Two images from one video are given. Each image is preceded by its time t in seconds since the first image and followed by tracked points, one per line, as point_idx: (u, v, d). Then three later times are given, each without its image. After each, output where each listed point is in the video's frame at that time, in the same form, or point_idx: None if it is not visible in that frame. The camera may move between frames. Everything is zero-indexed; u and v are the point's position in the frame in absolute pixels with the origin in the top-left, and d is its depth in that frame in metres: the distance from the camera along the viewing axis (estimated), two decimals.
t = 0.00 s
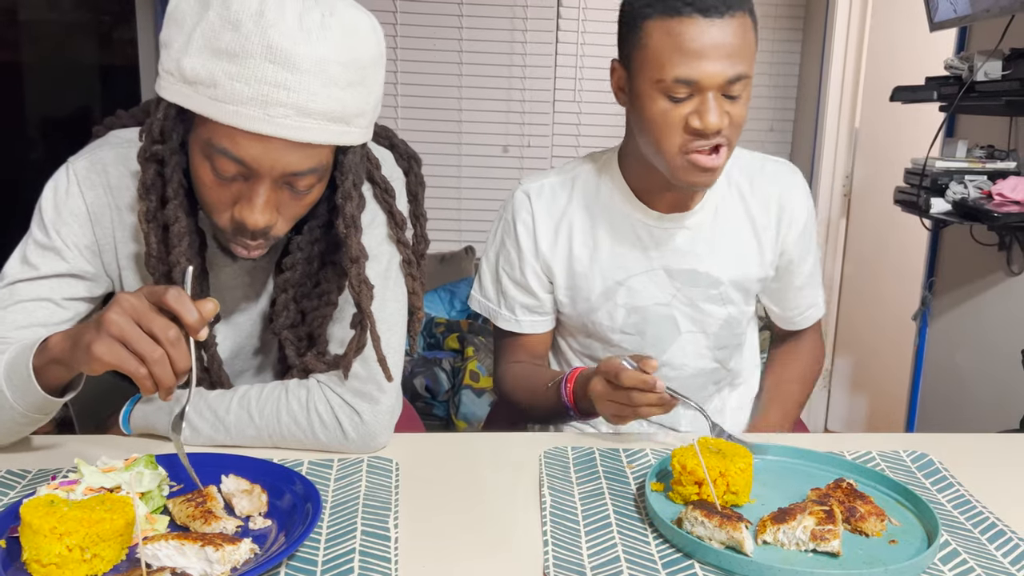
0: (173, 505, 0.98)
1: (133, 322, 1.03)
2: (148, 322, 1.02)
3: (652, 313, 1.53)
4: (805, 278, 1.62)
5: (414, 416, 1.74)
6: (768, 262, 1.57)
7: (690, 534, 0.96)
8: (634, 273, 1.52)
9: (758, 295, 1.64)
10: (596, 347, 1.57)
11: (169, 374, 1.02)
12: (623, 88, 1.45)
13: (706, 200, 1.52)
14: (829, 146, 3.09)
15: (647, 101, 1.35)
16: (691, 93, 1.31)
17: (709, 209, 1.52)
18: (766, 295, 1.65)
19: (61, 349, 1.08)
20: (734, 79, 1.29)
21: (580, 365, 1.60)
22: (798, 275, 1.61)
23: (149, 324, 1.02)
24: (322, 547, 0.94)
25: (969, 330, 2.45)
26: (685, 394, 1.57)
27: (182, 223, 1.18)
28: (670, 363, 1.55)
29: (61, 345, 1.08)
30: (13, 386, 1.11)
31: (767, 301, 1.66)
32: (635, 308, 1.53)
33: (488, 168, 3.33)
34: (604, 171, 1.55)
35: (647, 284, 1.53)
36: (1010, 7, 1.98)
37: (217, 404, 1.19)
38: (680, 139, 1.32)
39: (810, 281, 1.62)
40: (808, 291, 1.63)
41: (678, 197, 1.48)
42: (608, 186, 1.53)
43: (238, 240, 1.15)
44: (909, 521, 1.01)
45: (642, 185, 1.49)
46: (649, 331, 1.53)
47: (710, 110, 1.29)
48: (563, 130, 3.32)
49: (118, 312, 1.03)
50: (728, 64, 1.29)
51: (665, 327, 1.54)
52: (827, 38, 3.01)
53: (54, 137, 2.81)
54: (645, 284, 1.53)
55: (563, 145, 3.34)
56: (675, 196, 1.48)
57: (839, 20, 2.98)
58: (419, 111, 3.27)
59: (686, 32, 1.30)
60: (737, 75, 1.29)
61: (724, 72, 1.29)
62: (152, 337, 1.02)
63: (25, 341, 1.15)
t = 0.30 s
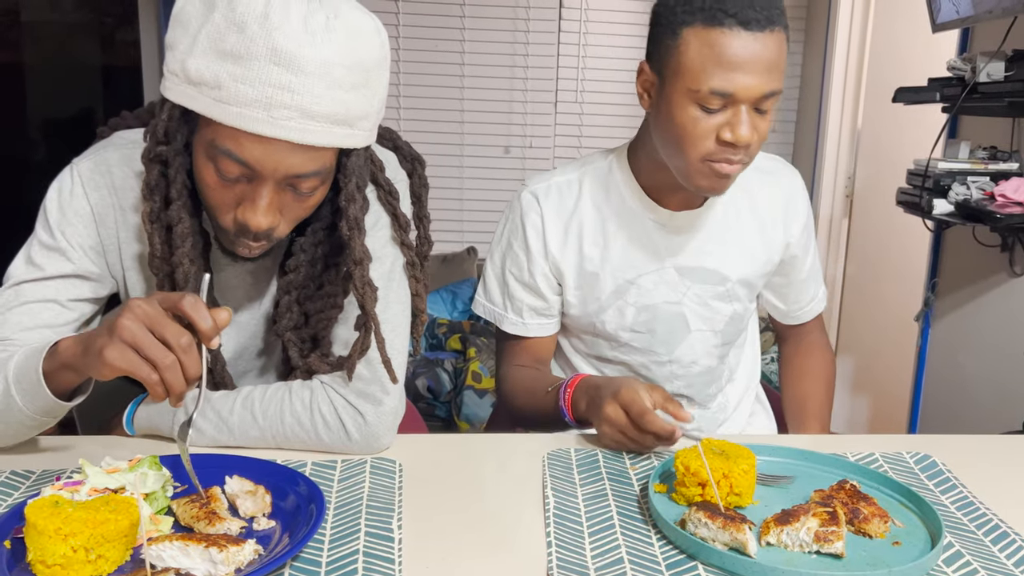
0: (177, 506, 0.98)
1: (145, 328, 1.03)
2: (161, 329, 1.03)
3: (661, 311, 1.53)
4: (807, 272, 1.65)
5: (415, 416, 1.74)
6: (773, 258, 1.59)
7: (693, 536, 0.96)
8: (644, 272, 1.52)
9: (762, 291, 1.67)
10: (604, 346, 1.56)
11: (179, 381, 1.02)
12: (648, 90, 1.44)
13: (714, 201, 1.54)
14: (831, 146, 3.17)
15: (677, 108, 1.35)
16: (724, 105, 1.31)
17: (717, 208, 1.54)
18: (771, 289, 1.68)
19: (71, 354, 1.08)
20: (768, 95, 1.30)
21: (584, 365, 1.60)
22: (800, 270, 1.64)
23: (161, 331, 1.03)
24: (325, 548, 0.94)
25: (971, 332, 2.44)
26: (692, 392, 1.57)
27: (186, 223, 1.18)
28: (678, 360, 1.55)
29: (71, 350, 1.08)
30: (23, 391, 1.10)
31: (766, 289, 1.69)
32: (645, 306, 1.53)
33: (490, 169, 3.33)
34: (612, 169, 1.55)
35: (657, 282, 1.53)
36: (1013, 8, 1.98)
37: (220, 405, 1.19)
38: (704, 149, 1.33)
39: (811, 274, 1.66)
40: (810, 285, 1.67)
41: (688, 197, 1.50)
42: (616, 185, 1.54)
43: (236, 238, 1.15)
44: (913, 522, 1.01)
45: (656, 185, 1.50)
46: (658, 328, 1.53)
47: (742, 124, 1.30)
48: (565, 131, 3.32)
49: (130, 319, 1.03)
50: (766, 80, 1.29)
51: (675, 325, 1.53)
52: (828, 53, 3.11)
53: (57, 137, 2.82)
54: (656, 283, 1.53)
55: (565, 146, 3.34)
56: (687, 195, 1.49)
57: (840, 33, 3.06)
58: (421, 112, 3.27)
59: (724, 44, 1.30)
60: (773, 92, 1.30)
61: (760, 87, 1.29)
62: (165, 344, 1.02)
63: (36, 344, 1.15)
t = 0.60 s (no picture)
0: (183, 506, 0.98)
1: (161, 339, 1.03)
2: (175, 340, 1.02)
3: (668, 311, 1.53)
4: (815, 279, 1.64)
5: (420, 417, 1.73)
6: (782, 263, 1.58)
7: (699, 537, 0.96)
8: (652, 271, 1.52)
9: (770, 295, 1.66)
10: (610, 346, 1.56)
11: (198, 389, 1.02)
12: (663, 89, 1.44)
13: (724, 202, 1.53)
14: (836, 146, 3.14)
15: (686, 108, 1.35)
16: (733, 108, 1.31)
17: (727, 210, 1.54)
18: (777, 296, 1.67)
19: (89, 363, 1.08)
20: (778, 101, 1.29)
21: (590, 365, 1.60)
22: (809, 275, 1.63)
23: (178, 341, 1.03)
24: (331, 549, 0.93)
25: (977, 333, 2.44)
26: (698, 394, 1.56)
27: (190, 224, 1.18)
28: (684, 361, 1.54)
29: (85, 357, 1.08)
30: (33, 395, 1.10)
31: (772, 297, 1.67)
32: (652, 306, 1.52)
33: (494, 170, 3.33)
34: (623, 167, 1.55)
35: (665, 282, 1.53)
36: (1019, 9, 1.97)
37: (226, 405, 1.19)
38: (708, 150, 1.33)
39: (818, 282, 1.65)
40: (817, 293, 1.66)
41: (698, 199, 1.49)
42: (625, 184, 1.54)
43: (237, 232, 1.15)
44: (921, 525, 1.01)
45: (663, 185, 1.50)
46: (665, 329, 1.53)
47: (749, 129, 1.30)
48: (570, 131, 3.32)
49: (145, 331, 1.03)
50: (777, 86, 1.28)
51: (682, 324, 1.53)
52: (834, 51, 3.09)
53: (62, 137, 2.82)
54: (664, 283, 1.53)
55: (570, 146, 3.34)
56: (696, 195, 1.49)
57: (845, 37, 3.06)
58: (425, 112, 3.27)
59: (739, 47, 1.29)
60: (782, 98, 1.29)
61: (771, 93, 1.28)
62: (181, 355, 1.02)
63: (47, 349, 1.14)
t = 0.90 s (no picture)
0: (186, 503, 0.98)
1: (167, 352, 1.02)
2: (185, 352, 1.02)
3: (671, 310, 1.53)
4: (819, 278, 1.64)
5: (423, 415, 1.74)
6: (785, 262, 1.58)
7: (701, 536, 0.96)
8: (654, 271, 1.52)
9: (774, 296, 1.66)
10: (612, 344, 1.56)
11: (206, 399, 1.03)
12: (659, 91, 1.45)
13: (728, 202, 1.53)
14: (839, 151, 3.16)
15: (679, 112, 1.35)
16: (723, 110, 1.31)
17: (731, 210, 1.54)
18: (782, 295, 1.67)
19: (91, 372, 1.07)
20: (767, 101, 1.29)
21: (593, 363, 1.60)
22: (813, 276, 1.63)
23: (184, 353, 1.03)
24: (333, 547, 0.94)
25: (979, 334, 2.44)
26: (701, 393, 1.56)
27: (197, 219, 1.18)
28: (687, 360, 1.54)
29: (88, 366, 1.08)
30: (34, 400, 1.10)
31: (777, 296, 1.67)
32: (655, 304, 1.53)
33: (496, 169, 3.33)
34: (627, 166, 1.55)
35: (667, 280, 1.53)
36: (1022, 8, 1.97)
37: (230, 402, 1.19)
38: (701, 153, 1.34)
39: (822, 281, 1.64)
40: (822, 292, 1.66)
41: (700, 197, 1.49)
42: (631, 182, 1.54)
43: (244, 225, 1.15)
44: (922, 524, 1.01)
45: (664, 185, 1.50)
46: (667, 328, 1.53)
47: (739, 130, 1.30)
48: (572, 130, 3.32)
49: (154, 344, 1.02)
50: (763, 86, 1.28)
51: (685, 321, 1.53)
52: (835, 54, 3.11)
53: (64, 135, 2.83)
54: (667, 281, 1.53)
55: (572, 146, 3.34)
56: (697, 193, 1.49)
57: (848, 38, 3.06)
58: (427, 111, 3.27)
59: (725, 49, 1.29)
60: (771, 97, 1.29)
61: (759, 94, 1.28)
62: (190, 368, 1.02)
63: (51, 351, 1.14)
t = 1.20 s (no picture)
0: (187, 503, 0.98)
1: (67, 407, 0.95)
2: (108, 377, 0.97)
3: (671, 310, 1.53)
4: (830, 281, 1.64)
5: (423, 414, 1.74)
6: (786, 270, 1.58)
7: (704, 536, 0.95)
8: (653, 272, 1.53)
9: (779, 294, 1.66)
10: (610, 340, 1.57)
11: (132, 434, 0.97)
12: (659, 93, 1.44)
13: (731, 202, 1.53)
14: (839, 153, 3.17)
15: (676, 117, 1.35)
16: (719, 116, 1.31)
17: (734, 209, 1.53)
18: (791, 300, 1.67)
19: (17, 398, 1.04)
20: (764, 108, 1.29)
21: (590, 357, 1.60)
22: (820, 282, 1.63)
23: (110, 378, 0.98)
24: (336, 546, 0.93)
25: (981, 335, 2.43)
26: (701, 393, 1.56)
27: (206, 209, 1.18)
28: (684, 359, 1.54)
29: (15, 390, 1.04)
30: None
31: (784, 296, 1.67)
32: (653, 302, 1.53)
33: (497, 169, 3.33)
34: (633, 164, 1.54)
35: (666, 280, 1.54)
36: None
37: (231, 401, 1.19)
38: (698, 159, 1.34)
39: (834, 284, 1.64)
40: (832, 296, 1.65)
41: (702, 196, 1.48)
42: (635, 179, 1.53)
43: (245, 222, 1.17)
44: (926, 525, 1.00)
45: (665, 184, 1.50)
46: (665, 328, 1.53)
47: (735, 136, 1.30)
48: (574, 130, 3.31)
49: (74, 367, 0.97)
50: (761, 93, 1.28)
51: (682, 321, 1.54)
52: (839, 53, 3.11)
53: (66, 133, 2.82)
54: (666, 281, 1.54)
55: (573, 146, 3.33)
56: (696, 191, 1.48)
57: (850, 38, 3.07)
58: (429, 111, 3.27)
59: (722, 56, 1.29)
60: (768, 105, 1.28)
61: (755, 100, 1.28)
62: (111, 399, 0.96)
63: None
